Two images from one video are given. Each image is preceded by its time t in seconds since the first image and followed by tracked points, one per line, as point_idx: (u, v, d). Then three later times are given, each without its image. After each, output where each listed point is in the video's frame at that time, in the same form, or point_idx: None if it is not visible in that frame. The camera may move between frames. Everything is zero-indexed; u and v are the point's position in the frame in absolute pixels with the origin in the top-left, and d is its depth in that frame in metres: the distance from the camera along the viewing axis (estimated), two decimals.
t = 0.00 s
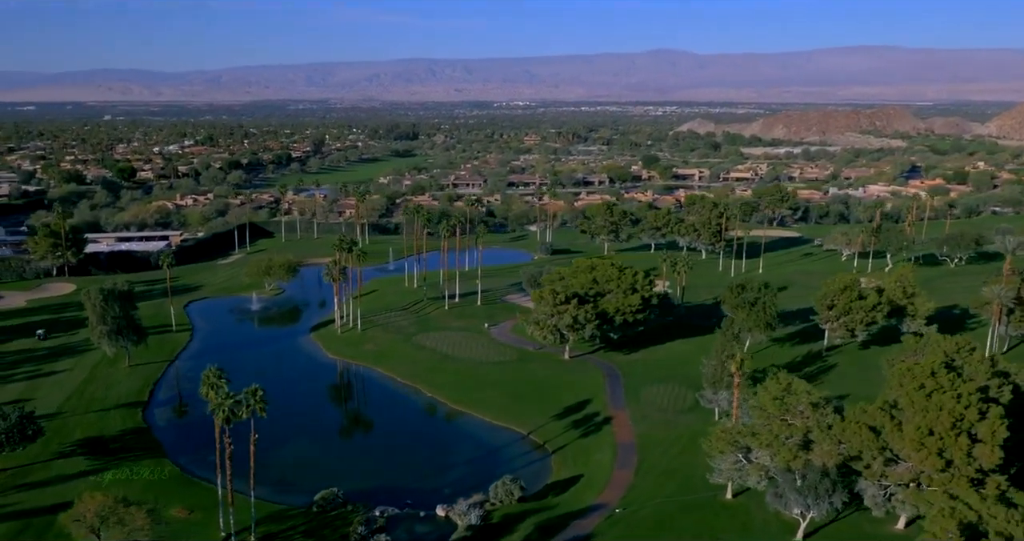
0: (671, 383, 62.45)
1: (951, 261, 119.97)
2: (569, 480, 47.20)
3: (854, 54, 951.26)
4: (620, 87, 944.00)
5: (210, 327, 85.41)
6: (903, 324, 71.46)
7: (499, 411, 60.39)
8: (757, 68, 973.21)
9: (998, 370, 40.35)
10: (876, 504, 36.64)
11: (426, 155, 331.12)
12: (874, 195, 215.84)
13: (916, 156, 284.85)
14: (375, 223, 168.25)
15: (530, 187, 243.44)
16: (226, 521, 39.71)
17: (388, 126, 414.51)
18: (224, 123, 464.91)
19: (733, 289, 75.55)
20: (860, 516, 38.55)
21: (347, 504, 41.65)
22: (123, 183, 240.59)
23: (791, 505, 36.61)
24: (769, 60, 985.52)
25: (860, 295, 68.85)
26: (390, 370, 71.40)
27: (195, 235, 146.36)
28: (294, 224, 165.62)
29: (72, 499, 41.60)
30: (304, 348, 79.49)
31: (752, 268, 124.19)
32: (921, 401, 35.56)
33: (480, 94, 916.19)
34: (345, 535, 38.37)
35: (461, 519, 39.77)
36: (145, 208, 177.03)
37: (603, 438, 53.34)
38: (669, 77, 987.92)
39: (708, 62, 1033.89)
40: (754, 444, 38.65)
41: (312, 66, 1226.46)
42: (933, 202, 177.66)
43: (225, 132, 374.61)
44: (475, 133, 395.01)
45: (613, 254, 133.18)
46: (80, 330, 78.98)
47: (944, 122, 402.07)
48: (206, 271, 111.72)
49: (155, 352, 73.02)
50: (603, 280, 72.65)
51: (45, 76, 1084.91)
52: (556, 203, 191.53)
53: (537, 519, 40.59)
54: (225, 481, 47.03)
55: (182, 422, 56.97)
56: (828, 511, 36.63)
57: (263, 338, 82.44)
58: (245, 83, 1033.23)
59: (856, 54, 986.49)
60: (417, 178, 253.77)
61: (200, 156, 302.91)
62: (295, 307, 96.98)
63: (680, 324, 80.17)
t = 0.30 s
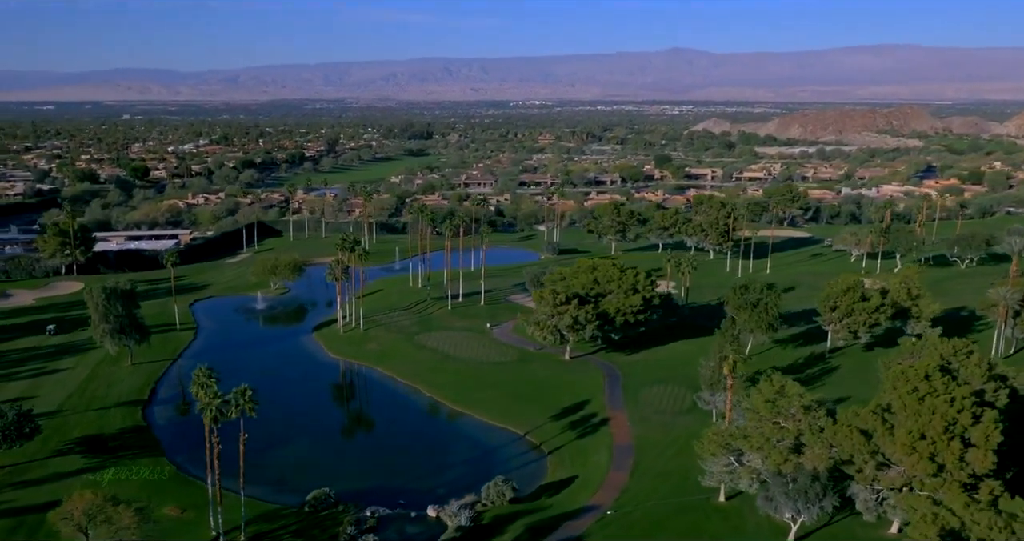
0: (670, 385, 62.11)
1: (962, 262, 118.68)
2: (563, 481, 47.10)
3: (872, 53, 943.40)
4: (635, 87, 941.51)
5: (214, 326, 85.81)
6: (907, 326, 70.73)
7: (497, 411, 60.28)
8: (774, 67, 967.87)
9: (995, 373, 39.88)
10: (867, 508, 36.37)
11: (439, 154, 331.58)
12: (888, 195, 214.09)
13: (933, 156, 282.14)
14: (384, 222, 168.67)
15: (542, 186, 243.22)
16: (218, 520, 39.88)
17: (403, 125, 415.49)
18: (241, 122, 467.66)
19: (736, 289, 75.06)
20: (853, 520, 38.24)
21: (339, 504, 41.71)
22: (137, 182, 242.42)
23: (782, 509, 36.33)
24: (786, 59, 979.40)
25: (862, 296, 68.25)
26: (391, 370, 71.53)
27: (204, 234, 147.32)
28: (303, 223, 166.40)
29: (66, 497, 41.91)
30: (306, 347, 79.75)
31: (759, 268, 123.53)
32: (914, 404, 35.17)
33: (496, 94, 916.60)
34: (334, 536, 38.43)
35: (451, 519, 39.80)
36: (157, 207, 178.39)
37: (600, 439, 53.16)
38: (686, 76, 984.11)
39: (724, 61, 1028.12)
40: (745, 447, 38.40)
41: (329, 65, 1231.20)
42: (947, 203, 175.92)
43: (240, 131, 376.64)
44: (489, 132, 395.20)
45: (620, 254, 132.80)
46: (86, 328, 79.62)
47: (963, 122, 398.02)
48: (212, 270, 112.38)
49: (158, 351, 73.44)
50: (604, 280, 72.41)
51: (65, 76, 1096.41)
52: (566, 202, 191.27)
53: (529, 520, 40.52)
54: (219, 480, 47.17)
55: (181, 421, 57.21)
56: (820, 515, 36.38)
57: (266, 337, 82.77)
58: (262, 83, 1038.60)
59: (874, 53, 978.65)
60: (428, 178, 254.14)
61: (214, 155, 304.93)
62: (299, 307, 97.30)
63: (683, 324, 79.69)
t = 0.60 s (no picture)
0: (669, 386, 61.76)
1: (973, 263, 117.21)
2: (556, 482, 46.99)
3: (891, 51, 934.60)
4: (652, 86, 938.15)
5: (219, 324, 86.38)
6: (911, 327, 69.97)
7: (495, 411, 60.24)
8: (792, 66, 961.20)
9: (992, 377, 39.37)
10: (859, 513, 35.93)
11: (452, 153, 331.65)
12: (902, 195, 212.02)
13: (950, 156, 279.08)
14: (393, 221, 168.88)
15: (554, 185, 242.74)
16: (208, 519, 40.07)
17: (418, 124, 415.90)
18: (257, 120, 469.77)
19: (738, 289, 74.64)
20: (846, 524, 37.90)
21: (331, 504, 41.82)
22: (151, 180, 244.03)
23: (771, 512, 36.11)
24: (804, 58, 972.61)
25: (865, 298, 67.71)
26: (391, 369, 71.68)
27: (213, 233, 148.17)
28: (313, 222, 166.85)
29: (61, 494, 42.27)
30: (309, 346, 80.07)
31: (766, 269, 122.67)
32: (905, 408, 34.76)
33: (512, 93, 915.97)
34: (323, 536, 38.52)
35: (441, 520, 39.82)
36: (169, 205, 179.55)
37: (596, 440, 53.01)
38: (703, 75, 979.49)
39: (741, 59, 1022.19)
40: (736, 449, 38.16)
41: (345, 63, 1234.35)
42: (962, 203, 173.83)
43: (255, 130, 378.41)
44: (504, 131, 394.95)
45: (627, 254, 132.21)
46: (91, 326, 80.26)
47: (983, 121, 393.42)
48: (219, 268, 113.02)
49: (161, 349, 73.98)
50: (605, 280, 72.27)
51: (85, 74, 1105.48)
52: (576, 202, 190.76)
53: (519, 522, 40.43)
54: (214, 479, 47.42)
55: (180, 419, 57.61)
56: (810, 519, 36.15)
57: (269, 336, 83.21)
58: (279, 82, 1043.18)
59: (894, 52, 969.80)
60: (440, 177, 254.33)
61: (229, 153, 306.73)
62: (305, 305, 97.69)
63: (686, 325, 79.30)
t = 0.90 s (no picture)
0: (667, 387, 61.39)
1: (985, 264, 115.74)
2: (548, 483, 46.93)
3: (914, 51, 925.24)
4: (670, 85, 934.10)
5: (224, 323, 86.86)
6: (916, 329, 69.12)
7: (491, 411, 60.25)
8: (812, 65, 954.02)
9: (984, 380, 38.78)
10: (847, 517, 35.57)
11: (467, 152, 332.00)
12: (918, 195, 209.98)
13: (969, 155, 275.75)
14: (403, 220, 169.28)
15: (568, 185, 242.43)
16: (197, 517, 40.30)
17: (434, 123, 416.35)
18: (275, 120, 472.03)
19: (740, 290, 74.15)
20: (835, 527, 37.57)
21: (320, 503, 42.01)
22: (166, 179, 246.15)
23: (758, 515, 35.83)
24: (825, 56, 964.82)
25: (867, 299, 67.03)
26: (391, 368, 71.83)
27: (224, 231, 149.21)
28: (324, 221, 167.57)
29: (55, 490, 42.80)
30: (311, 345, 80.41)
31: (774, 269, 121.82)
32: (894, 411, 34.30)
33: (529, 93, 915.65)
34: (311, 534, 38.72)
35: (429, 520, 39.98)
36: (182, 204, 181.00)
37: (591, 441, 52.87)
38: (723, 74, 974.96)
39: (760, 58, 1015.86)
40: (724, 452, 37.97)
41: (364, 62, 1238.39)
42: (979, 203, 171.66)
43: (272, 129, 380.59)
44: (519, 130, 394.79)
45: (634, 254, 131.66)
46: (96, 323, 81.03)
47: (1005, 122, 388.41)
48: (227, 267, 113.90)
49: (164, 347, 74.59)
50: (606, 281, 72.11)
51: (107, 74, 1117.06)
52: (587, 202, 190.47)
53: (507, 522, 40.35)
54: (208, 478, 47.75)
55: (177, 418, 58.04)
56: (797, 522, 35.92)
57: (273, 334, 83.74)
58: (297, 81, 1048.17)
59: (915, 50, 959.98)
60: (454, 176, 254.78)
61: (245, 152, 308.93)
62: (308, 303, 98.10)
63: (688, 326, 78.90)
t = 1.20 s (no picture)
0: (665, 388, 61.14)
1: (995, 265, 114.33)
2: (541, 483, 46.90)
3: (933, 50, 916.81)
4: (687, 84, 930.16)
5: (228, 321, 87.42)
6: (919, 331, 68.40)
7: (488, 411, 60.22)
8: (830, 64, 946.80)
9: (978, 384, 38.30)
10: (835, 520, 35.34)
11: (480, 151, 332.11)
12: (932, 195, 207.97)
13: (986, 155, 272.69)
14: (412, 220, 169.46)
15: (580, 184, 241.99)
16: (187, 515, 40.61)
17: (448, 122, 416.60)
18: (291, 119, 473.98)
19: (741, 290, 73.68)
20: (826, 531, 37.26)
21: (311, 502, 42.22)
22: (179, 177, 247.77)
23: (744, 518, 35.69)
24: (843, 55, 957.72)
25: (869, 301, 66.42)
26: (391, 368, 71.99)
27: (232, 230, 150.04)
28: (333, 219, 168.13)
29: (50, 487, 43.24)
30: (313, 344, 80.77)
31: (782, 270, 120.92)
32: (882, 414, 34.00)
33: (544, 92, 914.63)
34: (300, 533, 38.93)
35: (418, 519, 40.10)
36: (193, 203, 182.07)
37: (586, 441, 52.83)
38: (740, 74, 970.01)
39: (779, 57, 1009.69)
40: (713, 454, 37.90)
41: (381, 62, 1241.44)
42: (994, 204, 169.71)
43: (287, 128, 382.34)
44: (533, 129, 394.54)
45: (640, 253, 131.10)
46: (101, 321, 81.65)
47: None
48: (233, 265, 114.60)
49: (167, 346, 75.09)
50: (606, 281, 71.90)
51: (126, 74, 1125.92)
52: (597, 202, 189.98)
53: (495, 523, 40.36)
54: (203, 476, 48.13)
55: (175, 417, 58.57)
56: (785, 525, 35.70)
57: (277, 333, 84.22)
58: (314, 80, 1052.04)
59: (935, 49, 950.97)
60: (466, 175, 254.85)
61: (259, 151, 310.47)
62: (312, 302, 98.41)
63: (690, 326, 78.59)
